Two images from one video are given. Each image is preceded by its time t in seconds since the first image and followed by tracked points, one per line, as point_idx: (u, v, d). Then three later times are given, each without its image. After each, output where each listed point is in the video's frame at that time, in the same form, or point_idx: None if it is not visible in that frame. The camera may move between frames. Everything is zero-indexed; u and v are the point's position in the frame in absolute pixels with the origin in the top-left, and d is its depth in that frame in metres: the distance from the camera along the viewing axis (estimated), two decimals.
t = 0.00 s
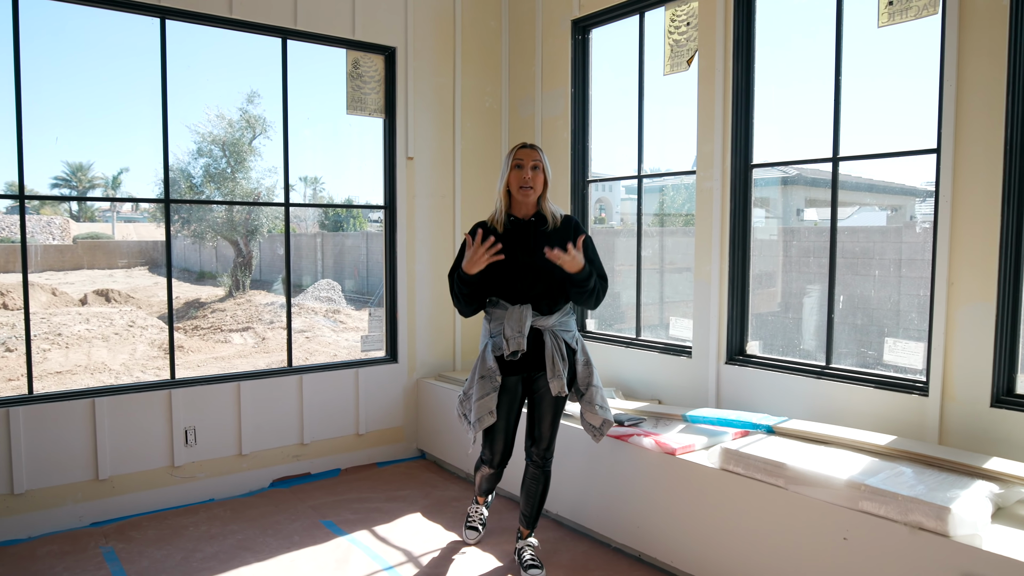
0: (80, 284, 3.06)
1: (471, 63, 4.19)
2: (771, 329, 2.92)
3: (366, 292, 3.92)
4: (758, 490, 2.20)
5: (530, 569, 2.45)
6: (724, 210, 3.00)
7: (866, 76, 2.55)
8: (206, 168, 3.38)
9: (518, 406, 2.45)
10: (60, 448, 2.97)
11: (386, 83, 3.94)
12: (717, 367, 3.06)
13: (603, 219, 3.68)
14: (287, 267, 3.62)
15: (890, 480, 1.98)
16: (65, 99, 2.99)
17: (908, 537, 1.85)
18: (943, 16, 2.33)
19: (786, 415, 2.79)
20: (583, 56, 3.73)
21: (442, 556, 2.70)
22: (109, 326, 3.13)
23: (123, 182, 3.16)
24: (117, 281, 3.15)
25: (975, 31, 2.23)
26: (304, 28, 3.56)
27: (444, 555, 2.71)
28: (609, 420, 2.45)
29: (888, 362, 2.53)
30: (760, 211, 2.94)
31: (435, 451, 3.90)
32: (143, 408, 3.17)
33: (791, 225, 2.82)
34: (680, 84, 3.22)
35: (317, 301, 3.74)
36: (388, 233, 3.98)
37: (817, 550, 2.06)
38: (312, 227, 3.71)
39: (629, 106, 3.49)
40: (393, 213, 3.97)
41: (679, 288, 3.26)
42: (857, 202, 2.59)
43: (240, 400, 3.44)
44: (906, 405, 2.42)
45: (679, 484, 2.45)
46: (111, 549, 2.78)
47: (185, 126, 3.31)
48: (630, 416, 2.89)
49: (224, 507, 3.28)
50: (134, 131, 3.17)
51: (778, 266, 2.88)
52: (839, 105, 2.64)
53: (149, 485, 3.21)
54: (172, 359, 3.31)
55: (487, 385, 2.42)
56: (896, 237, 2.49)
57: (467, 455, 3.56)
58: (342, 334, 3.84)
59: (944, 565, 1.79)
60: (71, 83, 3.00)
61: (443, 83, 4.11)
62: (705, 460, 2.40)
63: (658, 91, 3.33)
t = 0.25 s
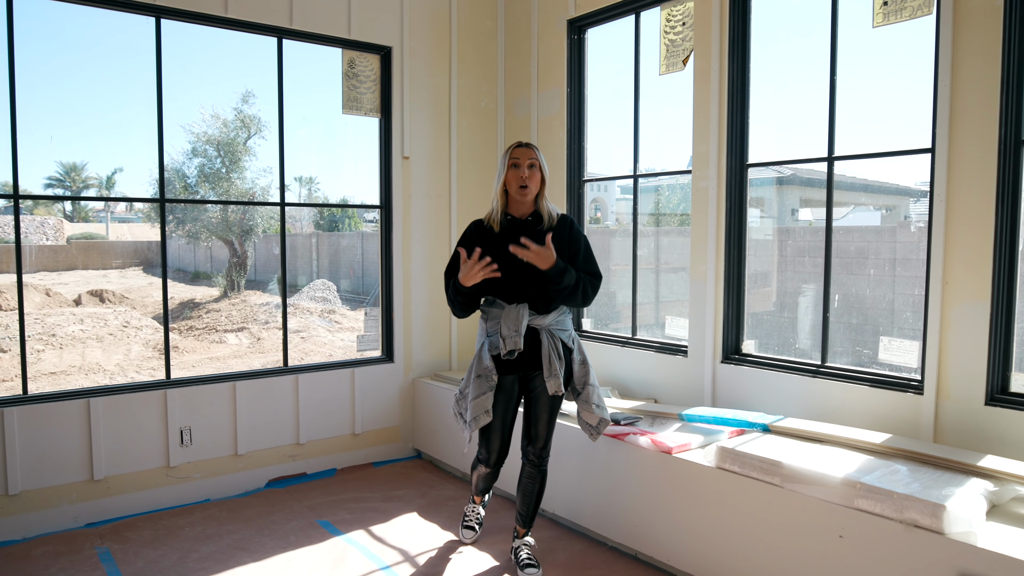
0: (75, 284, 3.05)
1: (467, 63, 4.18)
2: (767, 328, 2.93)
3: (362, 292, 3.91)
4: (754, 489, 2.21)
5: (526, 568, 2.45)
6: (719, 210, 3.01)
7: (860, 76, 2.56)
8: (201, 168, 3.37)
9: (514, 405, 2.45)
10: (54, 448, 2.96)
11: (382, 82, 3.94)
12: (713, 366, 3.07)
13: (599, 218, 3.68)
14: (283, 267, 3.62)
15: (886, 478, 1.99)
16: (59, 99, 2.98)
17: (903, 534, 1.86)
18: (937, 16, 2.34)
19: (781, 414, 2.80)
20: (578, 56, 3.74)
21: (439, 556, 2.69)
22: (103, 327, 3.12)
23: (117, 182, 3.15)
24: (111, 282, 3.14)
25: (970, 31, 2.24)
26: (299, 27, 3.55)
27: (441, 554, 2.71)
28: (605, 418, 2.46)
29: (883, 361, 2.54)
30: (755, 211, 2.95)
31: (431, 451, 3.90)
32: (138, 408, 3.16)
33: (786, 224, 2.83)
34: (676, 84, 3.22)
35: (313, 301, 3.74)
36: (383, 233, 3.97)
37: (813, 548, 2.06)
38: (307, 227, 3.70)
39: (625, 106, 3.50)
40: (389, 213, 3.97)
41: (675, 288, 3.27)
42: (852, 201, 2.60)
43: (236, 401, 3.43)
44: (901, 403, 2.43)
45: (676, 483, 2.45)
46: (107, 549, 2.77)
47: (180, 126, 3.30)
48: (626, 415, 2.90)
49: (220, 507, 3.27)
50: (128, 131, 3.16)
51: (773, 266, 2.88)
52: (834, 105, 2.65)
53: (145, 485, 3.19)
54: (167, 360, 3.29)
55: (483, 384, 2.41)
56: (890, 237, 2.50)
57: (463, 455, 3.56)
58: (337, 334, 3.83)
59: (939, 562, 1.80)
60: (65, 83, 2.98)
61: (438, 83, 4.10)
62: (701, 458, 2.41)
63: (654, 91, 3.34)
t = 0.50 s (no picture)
0: (71, 283, 3.05)
1: (462, 61, 4.18)
2: (762, 326, 2.94)
3: (359, 291, 3.91)
4: (748, 486, 2.21)
5: (521, 566, 2.45)
6: (715, 207, 3.01)
7: (855, 75, 2.56)
8: (198, 166, 3.37)
9: (508, 403, 2.45)
10: (49, 447, 2.96)
11: (377, 80, 3.93)
12: (708, 363, 3.07)
13: (596, 216, 3.68)
14: (278, 265, 3.61)
15: (880, 476, 1.99)
16: (53, 96, 2.96)
17: (896, 532, 1.87)
18: (932, 14, 2.34)
19: (777, 412, 2.81)
20: (574, 54, 3.73)
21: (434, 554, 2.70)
22: (100, 325, 3.12)
23: (114, 181, 3.14)
24: (108, 280, 3.14)
25: (963, 28, 2.24)
26: (294, 25, 3.54)
27: (436, 553, 2.71)
28: (598, 418, 2.46)
29: (878, 358, 2.54)
30: (752, 209, 2.95)
31: (427, 449, 3.90)
32: (133, 407, 3.15)
33: (782, 222, 2.83)
34: (672, 82, 3.22)
35: (310, 299, 3.73)
36: (380, 232, 3.97)
37: (806, 546, 2.07)
38: (304, 225, 3.70)
39: (620, 104, 3.50)
40: (385, 211, 3.96)
41: (671, 286, 3.27)
42: (847, 200, 2.61)
43: (231, 399, 3.43)
44: (895, 401, 2.44)
45: (671, 481, 2.45)
46: (101, 548, 2.77)
47: (176, 124, 3.30)
48: (621, 413, 2.90)
49: (215, 506, 3.27)
50: (123, 128, 3.14)
51: (770, 264, 2.88)
52: (829, 104, 2.65)
53: (140, 484, 3.19)
54: (163, 358, 3.29)
55: (474, 381, 2.44)
56: (886, 235, 2.50)
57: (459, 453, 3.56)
58: (334, 332, 3.83)
59: (932, 559, 1.80)
60: (59, 81, 2.97)
61: (434, 81, 4.10)
62: (696, 456, 2.41)
63: (650, 89, 3.33)
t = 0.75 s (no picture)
0: (75, 284, 3.06)
1: (463, 62, 4.18)
2: (762, 327, 2.93)
3: (361, 292, 3.92)
4: (746, 488, 2.21)
5: (520, 568, 2.45)
6: (714, 208, 3.00)
7: (854, 75, 2.56)
8: (201, 168, 3.38)
9: (506, 404, 2.45)
10: (50, 448, 2.97)
11: (378, 81, 3.93)
12: (708, 364, 3.06)
13: (599, 217, 3.66)
14: (280, 266, 3.62)
15: (878, 477, 1.98)
16: (55, 97, 2.97)
17: (894, 534, 1.86)
18: (931, 14, 2.33)
19: (776, 413, 2.80)
20: (574, 55, 3.73)
21: (433, 555, 2.70)
22: (103, 326, 3.13)
23: (118, 182, 3.16)
24: (112, 282, 3.15)
25: (962, 28, 2.23)
26: (295, 26, 3.55)
27: (436, 554, 2.71)
28: (597, 419, 2.46)
29: (878, 359, 2.54)
30: (754, 210, 2.94)
31: (428, 449, 3.90)
32: (134, 408, 3.16)
33: (784, 223, 2.82)
34: (672, 83, 3.21)
35: (313, 300, 3.75)
36: (381, 232, 3.97)
37: (805, 547, 2.06)
38: (307, 226, 3.71)
39: (621, 105, 3.50)
40: (386, 212, 3.97)
41: (672, 286, 3.26)
42: (848, 200, 2.60)
43: (232, 400, 3.44)
44: (895, 402, 2.43)
45: (670, 482, 2.45)
46: (101, 549, 2.78)
47: (180, 126, 3.31)
48: (621, 414, 2.89)
49: (216, 506, 3.28)
50: (125, 130, 3.16)
51: (772, 264, 2.87)
52: (829, 104, 2.64)
53: (141, 484, 3.21)
54: (165, 359, 3.30)
55: (472, 383, 2.43)
56: (888, 236, 2.49)
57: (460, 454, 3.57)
58: (336, 333, 3.84)
59: (930, 561, 1.80)
60: (61, 83, 2.99)
61: (435, 82, 4.10)
62: (695, 458, 2.41)
63: (650, 90, 3.33)
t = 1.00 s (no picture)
0: (85, 279, 3.08)
1: (468, 56, 4.18)
2: (767, 321, 2.92)
3: (368, 286, 3.94)
4: (749, 482, 2.20)
5: (523, 561, 2.46)
6: (719, 202, 2.99)
7: (860, 68, 2.53)
8: (209, 163, 3.39)
9: (509, 398, 2.45)
10: (58, 442, 3.00)
11: (382, 76, 3.93)
12: (712, 359, 3.05)
13: (606, 212, 3.64)
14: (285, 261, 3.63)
15: (882, 472, 1.97)
16: (61, 93, 2.99)
17: (897, 529, 1.85)
18: (938, 6, 2.30)
19: (781, 407, 2.79)
20: (579, 49, 3.72)
21: (437, 549, 2.71)
22: (112, 321, 3.16)
23: (127, 177, 3.18)
24: (121, 276, 3.17)
25: (970, 20, 2.20)
26: (299, 21, 3.55)
27: (440, 547, 2.72)
28: (600, 411, 2.46)
29: (883, 354, 2.52)
30: (762, 204, 2.91)
31: (432, 444, 3.92)
32: (140, 402, 3.19)
33: (791, 218, 2.80)
34: (677, 76, 3.19)
35: (320, 295, 3.76)
36: (386, 227, 3.98)
37: (807, 543, 2.06)
38: (314, 221, 3.72)
39: (626, 99, 3.48)
40: (391, 206, 3.97)
41: (678, 281, 3.25)
42: (854, 194, 2.58)
43: (238, 394, 3.46)
44: (900, 397, 2.41)
45: (673, 476, 2.45)
46: (108, 541, 2.81)
47: (187, 121, 3.32)
48: (625, 408, 2.89)
49: (221, 499, 3.30)
50: (131, 125, 3.17)
51: (778, 259, 2.85)
52: (835, 97, 2.62)
53: (148, 477, 3.24)
54: (172, 353, 3.32)
55: (476, 378, 2.43)
56: (897, 230, 2.46)
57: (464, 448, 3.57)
58: (343, 327, 3.86)
59: (933, 557, 1.79)
60: (68, 78, 3.00)
61: (440, 76, 4.10)
62: (698, 452, 2.40)
63: (655, 83, 3.31)
